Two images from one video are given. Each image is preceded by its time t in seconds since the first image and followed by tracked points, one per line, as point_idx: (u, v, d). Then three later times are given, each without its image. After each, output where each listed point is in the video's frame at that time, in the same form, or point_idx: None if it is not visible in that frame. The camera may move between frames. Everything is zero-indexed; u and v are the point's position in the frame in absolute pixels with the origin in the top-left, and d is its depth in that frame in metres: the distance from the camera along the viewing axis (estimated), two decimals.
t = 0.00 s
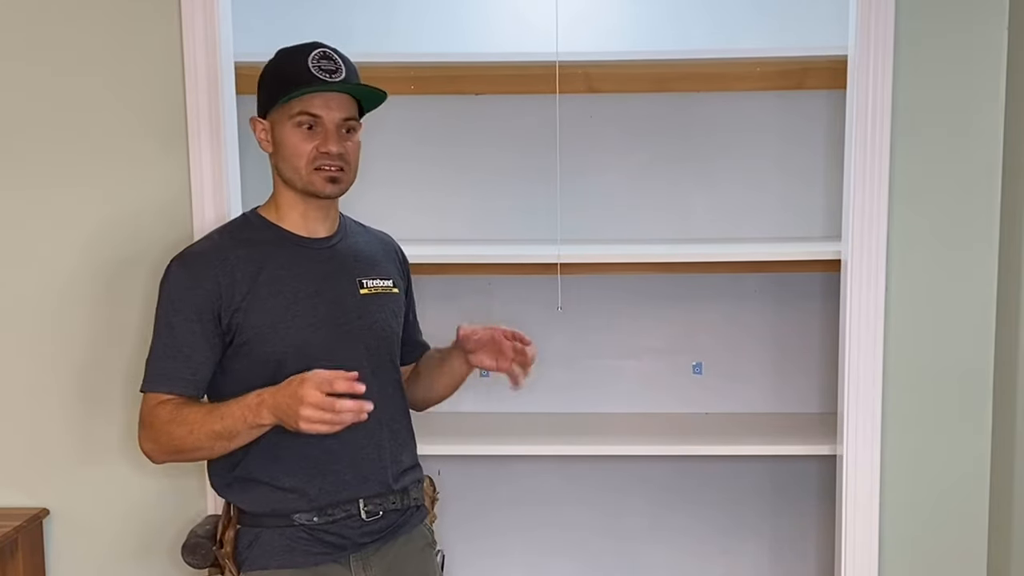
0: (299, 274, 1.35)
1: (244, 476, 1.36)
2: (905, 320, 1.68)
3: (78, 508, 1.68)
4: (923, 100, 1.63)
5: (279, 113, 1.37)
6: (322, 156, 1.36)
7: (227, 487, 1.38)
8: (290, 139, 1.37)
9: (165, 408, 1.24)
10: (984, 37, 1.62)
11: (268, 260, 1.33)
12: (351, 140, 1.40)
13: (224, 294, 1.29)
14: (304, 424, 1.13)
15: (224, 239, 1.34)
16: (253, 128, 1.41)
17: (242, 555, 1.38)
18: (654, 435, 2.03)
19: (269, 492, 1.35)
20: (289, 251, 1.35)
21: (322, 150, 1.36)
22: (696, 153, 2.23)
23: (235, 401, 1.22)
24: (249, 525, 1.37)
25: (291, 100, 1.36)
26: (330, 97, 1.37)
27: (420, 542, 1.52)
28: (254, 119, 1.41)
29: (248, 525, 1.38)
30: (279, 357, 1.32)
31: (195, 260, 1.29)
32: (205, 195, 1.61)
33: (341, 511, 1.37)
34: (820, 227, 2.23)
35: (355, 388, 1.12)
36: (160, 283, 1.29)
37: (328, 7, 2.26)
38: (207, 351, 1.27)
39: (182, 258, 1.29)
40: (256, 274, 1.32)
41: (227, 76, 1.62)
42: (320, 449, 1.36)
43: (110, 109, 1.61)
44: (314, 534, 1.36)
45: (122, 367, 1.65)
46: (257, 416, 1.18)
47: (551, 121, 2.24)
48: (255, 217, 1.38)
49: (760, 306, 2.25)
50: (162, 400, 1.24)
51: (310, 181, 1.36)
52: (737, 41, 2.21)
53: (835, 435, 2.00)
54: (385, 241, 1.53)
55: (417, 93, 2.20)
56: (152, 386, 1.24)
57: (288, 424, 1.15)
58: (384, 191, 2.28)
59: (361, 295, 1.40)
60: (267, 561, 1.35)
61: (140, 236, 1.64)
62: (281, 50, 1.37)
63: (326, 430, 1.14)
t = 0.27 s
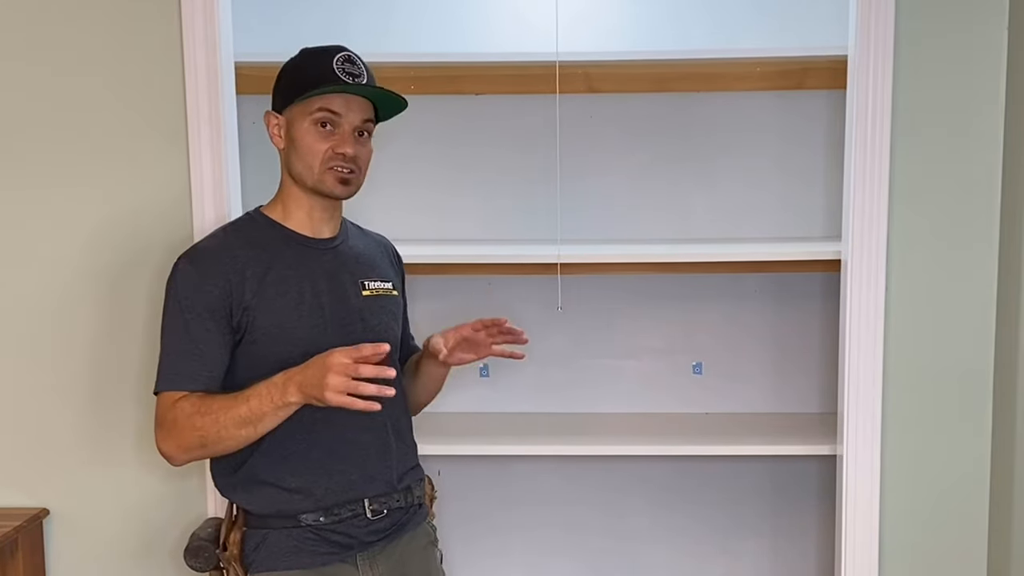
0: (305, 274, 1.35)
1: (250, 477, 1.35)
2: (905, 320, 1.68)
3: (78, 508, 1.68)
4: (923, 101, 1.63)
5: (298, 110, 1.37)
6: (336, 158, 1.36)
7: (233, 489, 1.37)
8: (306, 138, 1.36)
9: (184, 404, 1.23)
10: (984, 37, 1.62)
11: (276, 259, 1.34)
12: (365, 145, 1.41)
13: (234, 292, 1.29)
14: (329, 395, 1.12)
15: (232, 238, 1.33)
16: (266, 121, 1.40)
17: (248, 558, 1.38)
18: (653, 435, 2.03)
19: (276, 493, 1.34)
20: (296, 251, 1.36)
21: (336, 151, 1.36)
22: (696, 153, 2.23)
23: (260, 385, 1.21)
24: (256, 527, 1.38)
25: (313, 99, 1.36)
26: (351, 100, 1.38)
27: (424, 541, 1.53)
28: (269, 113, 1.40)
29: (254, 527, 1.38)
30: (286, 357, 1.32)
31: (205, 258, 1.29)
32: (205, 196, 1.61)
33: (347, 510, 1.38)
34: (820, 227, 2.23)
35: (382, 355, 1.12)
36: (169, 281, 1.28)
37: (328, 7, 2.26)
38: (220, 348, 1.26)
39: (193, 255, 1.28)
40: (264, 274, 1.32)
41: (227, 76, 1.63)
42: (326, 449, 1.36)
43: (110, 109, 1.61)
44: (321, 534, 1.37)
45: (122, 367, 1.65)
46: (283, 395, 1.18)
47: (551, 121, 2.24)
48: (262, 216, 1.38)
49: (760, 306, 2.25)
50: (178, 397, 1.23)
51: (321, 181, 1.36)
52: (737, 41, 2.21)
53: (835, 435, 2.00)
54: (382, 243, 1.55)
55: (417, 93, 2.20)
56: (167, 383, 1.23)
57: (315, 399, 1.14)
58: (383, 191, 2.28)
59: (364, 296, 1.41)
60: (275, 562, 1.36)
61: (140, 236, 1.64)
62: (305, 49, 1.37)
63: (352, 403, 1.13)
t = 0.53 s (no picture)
0: (303, 274, 1.35)
1: (249, 477, 1.35)
2: (905, 320, 1.68)
3: (78, 508, 1.68)
4: (923, 101, 1.63)
5: (294, 106, 1.37)
6: (326, 156, 1.36)
7: (231, 490, 1.37)
8: (299, 133, 1.37)
9: (184, 408, 1.23)
10: (984, 37, 1.62)
11: (273, 259, 1.34)
12: (359, 148, 1.40)
13: (232, 292, 1.28)
14: (333, 400, 1.12)
15: (228, 238, 1.33)
16: (267, 117, 1.41)
17: (248, 558, 1.38)
18: (654, 435, 2.03)
19: (276, 493, 1.34)
20: (294, 252, 1.36)
21: (327, 150, 1.36)
22: (697, 153, 2.23)
23: (260, 391, 1.21)
24: (255, 528, 1.37)
25: (308, 96, 1.36)
26: (347, 101, 1.37)
27: (423, 540, 1.53)
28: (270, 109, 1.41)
29: (254, 527, 1.37)
30: (284, 357, 1.33)
31: (201, 258, 1.29)
32: (205, 196, 1.61)
33: (347, 511, 1.38)
34: (821, 227, 2.23)
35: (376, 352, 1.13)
36: (166, 282, 1.28)
37: (328, 7, 2.26)
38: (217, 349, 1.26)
39: (189, 256, 1.28)
40: (261, 274, 1.32)
41: (226, 77, 1.63)
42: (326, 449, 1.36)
43: (109, 109, 1.61)
44: (320, 535, 1.37)
45: (122, 368, 1.65)
46: (284, 401, 1.17)
47: (551, 121, 2.24)
48: (258, 215, 1.38)
49: (760, 306, 2.25)
50: (177, 399, 1.23)
51: (310, 177, 1.36)
52: (737, 41, 2.21)
53: (835, 435, 2.00)
54: (381, 243, 1.55)
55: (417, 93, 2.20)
56: (165, 385, 1.23)
57: (318, 406, 1.14)
58: (383, 191, 2.28)
59: (361, 296, 1.42)
60: (275, 563, 1.35)
61: (140, 236, 1.64)
62: (310, 51, 1.38)
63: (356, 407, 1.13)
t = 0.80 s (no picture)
0: (304, 274, 1.35)
1: (250, 476, 1.35)
2: (905, 320, 1.68)
3: (78, 509, 1.68)
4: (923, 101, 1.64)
5: (287, 107, 1.37)
6: (322, 152, 1.35)
7: (231, 488, 1.37)
8: (294, 133, 1.37)
9: (177, 409, 1.24)
10: (984, 38, 1.62)
11: (273, 259, 1.33)
12: (355, 141, 1.40)
13: (231, 293, 1.29)
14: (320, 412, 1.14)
15: (229, 238, 1.33)
16: (261, 122, 1.42)
17: (248, 557, 1.38)
18: (654, 435, 2.03)
19: (276, 492, 1.34)
20: (294, 251, 1.36)
21: (323, 145, 1.36)
22: (697, 153, 2.23)
23: (251, 398, 1.22)
24: (254, 526, 1.37)
25: (299, 94, 1.36)
26: (338, 95, 1.37)
27: (423, 539, 1.53)
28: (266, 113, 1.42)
29: (254, 526, 1.37)
30: (285, 357, 1.32)
31: (201, 259, 1.29)
32: (205, 196, 1.61)
33: (347, 510, 1.38)
34: (821, 227, 2.23)
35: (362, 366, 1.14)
36: (166, 283, 1.28)
37: (327, 7, 2.26)
38: (216, 350, 1.27)
39: (188, 257, 1.29)
40: (261, 274, 1.32)
41: (226, 77, 1.62)
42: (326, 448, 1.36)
43: (109, 110, 1.61)
44: (320, 534, 1.37)
45: (122, 369, 1.65)
46: (273, 411, 1.19)
47: (551, 121, 2.24)
48: (258, 215, 1.38)
49: (760, 306, 2.26)
50: (172, 400, 1.25)
51: (309, 176, 1.35)
52: (737, 41, 2.21)
53: (835, 435, 2.00)
54: (385, 241, 1.54)
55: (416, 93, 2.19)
56: (162, 386, 1.24)
57: (305, 417, 1.16)
58: (383, 192, 2.28)
59: (363, 295, 1.41)
60: (275, 562, 1.36)
61: (140, 237, 1.64)
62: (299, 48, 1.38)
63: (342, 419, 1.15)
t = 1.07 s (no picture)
0: (305, 274, 1.35)
1: (250, 475, 1.35)
2: (905, 319, 1.68)
3: (78, 509, 1.68)
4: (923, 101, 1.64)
5: (284, 109, 1.37)
6: (323, 152, 1.35)
7: (231, 487, 1.38)
8: (293, 135, 1.36)
9: (176, 410, 1.24)
10: (983, 38, 1.62)
11: (275, 259, 1.33)
12: (355, 138, 1.40)
13: (232, 293, 1.29)
14: (325, 421, 1.16)
15: (231, 238, 1.33)
16: (260, 126, 1.41)
17: (248, 557, 1.38)
18: (654, 435, 2.03)
19: (276, 491, 1.34)
20: (295, 251, 1.35)
21: (323, 145, 1.36)
22: (697, 153, 2.23)
23: (253, 402, 1.24)
24: (255, 526, 1.37)
25: (295, 95, 1.36)
26: (334, 93, 1.37)
27: (423, 540, 1.53)
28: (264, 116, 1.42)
29: (255, 526, 1.37)
30: (287, 357, 1.32)
31: (203, 258, 1.29)
32: (205, 195, 1.61)
33: (347, 511, 1.38)
34: (821, 227, 2.23)
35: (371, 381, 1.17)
36: (166, 282, 1.29)
37: (327, 7, 2.26)
38: (217, 350, 1.27)
39: (190, 256, 1.29)
40: (262, 273, 1.32)
41: (227, 77, 1.62)
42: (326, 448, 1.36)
43: (108, 110, 1.61)
44: (320, 535, 1.37)
45: (123, 370, 1.65)
46: (276, 416, 1.21)
47: (551, 121, 2.24)
48: (260, 215, 1.38)
49: (760, 305, 2.26)
50: (171, 401, 1.25)
51: (311, 177, 1.35)
52: (737, 41, 2.21)
53: (835, 435, 2.01)
54: (389, 241, 1.54)
55: (416, 93, 2.19)
56: (161, 386, 1.24)
57: (308, 425, 1.18)
58: (383, 192, 2.28)
59: (365, 295, 1.41)
60: (275, 561, 1.36)
61: (140, 236, 1.64)
62: (290, 48, 1.38)
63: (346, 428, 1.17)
